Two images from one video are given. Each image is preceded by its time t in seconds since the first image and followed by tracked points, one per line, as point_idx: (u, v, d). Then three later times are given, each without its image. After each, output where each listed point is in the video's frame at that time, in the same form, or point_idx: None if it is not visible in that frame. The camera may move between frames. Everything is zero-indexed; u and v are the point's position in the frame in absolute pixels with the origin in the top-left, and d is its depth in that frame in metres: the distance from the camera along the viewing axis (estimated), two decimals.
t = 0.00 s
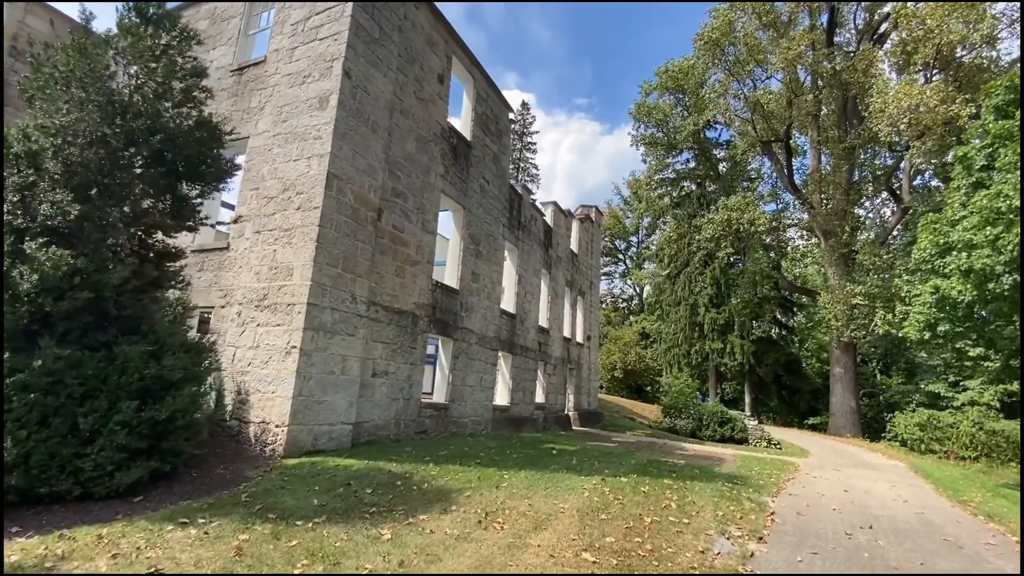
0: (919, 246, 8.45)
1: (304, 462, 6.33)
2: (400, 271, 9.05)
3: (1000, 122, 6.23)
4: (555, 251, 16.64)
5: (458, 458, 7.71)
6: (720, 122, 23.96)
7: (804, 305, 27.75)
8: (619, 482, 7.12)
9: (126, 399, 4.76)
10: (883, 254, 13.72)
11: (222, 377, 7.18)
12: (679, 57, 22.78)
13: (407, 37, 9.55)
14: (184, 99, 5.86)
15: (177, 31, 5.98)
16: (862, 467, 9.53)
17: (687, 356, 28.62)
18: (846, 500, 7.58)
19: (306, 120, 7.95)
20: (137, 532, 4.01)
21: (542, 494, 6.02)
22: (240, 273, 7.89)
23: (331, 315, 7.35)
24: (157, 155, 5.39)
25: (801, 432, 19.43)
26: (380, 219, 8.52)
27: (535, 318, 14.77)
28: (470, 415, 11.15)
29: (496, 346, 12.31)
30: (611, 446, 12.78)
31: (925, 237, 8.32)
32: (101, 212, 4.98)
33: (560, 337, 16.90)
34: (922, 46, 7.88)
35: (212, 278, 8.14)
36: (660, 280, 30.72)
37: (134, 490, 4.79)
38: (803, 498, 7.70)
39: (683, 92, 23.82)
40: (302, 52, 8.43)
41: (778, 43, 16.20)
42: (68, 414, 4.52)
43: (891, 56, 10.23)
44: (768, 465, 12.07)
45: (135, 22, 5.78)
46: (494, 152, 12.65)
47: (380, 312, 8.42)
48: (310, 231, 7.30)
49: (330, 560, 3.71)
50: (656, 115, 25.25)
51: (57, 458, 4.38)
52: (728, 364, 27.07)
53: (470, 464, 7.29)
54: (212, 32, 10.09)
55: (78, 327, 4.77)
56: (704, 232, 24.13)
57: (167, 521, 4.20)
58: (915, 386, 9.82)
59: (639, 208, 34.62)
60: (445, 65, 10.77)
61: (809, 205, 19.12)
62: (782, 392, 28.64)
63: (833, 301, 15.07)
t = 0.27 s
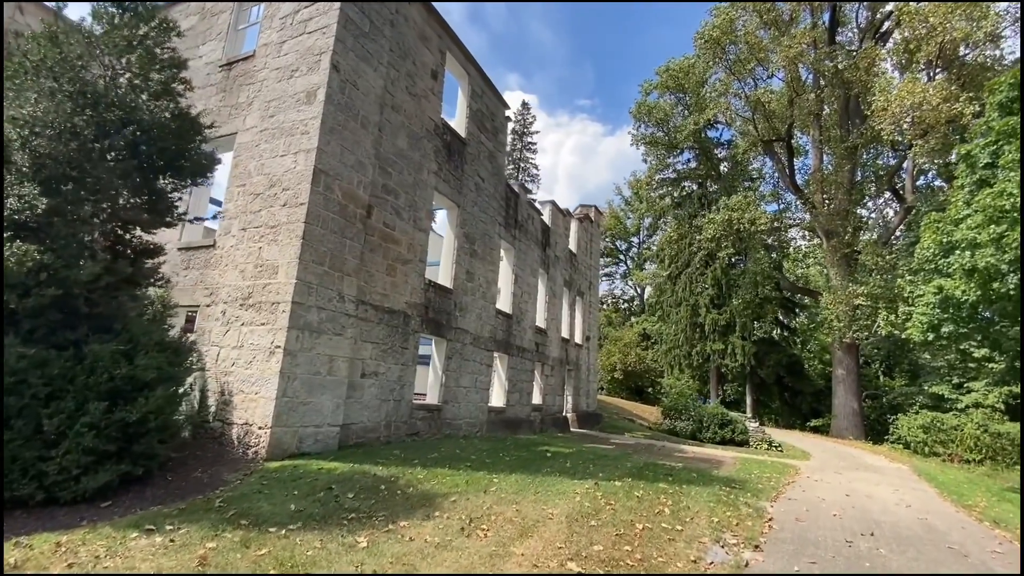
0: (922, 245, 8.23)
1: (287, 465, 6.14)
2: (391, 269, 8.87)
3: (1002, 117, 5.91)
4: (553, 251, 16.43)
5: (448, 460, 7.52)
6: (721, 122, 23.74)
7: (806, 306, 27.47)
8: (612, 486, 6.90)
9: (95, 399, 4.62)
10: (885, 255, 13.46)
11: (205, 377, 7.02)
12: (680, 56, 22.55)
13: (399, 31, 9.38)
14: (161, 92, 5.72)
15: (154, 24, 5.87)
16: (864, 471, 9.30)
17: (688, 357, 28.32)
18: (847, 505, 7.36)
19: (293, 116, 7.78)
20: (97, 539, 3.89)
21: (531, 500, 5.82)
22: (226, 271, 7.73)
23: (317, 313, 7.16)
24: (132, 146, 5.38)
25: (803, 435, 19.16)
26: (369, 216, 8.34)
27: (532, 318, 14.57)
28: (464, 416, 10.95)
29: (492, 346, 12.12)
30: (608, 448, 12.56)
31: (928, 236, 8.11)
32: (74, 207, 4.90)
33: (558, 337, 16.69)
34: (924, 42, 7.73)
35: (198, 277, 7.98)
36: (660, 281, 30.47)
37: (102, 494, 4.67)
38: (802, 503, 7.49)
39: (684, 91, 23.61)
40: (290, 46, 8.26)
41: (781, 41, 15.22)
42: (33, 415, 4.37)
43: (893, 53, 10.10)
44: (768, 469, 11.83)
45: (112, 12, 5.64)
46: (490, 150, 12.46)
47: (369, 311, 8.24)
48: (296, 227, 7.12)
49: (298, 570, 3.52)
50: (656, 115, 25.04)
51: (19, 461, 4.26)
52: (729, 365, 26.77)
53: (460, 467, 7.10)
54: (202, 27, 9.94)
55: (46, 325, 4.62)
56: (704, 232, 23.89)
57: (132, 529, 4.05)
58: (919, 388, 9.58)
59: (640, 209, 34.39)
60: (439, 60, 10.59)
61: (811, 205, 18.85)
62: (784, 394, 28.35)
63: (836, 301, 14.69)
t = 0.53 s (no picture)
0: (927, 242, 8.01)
1: (271, 467, 5.97)
2: (383, 267, 8.69)
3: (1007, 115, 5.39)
4: (552, 250, 16.21)
5: (439, 462, 7.33)
6: (723, 121, 23.56)
7: (810, 306, 27.19)
8: (607, 490, 6.68)
9: (65, 399, 4.46)
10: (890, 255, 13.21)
11: (190, 377, 6.86)
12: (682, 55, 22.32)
13: (392, 25, 9.21)
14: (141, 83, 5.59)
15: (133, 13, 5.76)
16: (869, 474, 9.05)
17: (690, 358, 28.01)
18: (851, 510, 7.12)
19: (282, 110, 7.62)
20: (59, 545, 3.73)
21: (521, 504, 5.62)
22: (213, 269, 7.56)
23: (305, 312, 6.99)
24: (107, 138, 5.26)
25: (807, 437, 18.87)
26: (360, 212, 8.16)
27: (531, 318, 14.36)
28: (459, 417, 10.74)
29: (488, 347, 11.92)
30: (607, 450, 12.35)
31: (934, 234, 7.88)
32: (47, 199, 4.84)
33: (558, 338, 16.47)
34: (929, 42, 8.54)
35: (185, 274, 7.83)
36: (663, 281, 30.25)
37: (72, 497, 4.52)
38: (804, 508, 7.25)
39: (686, 90, 23.43)
40: (280, 39, 8.10)
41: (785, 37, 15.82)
42: None
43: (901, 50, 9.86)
44: (770, 472, 11.58)
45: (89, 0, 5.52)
46: (486, 147, 12.27)
47: (360, 309, 8.06)
48: (283, 223, 6.95)
49: None
50: (658, 114, 24.89)
51: None
52: (732, 367, 26.45)
53: (450, 469, 6.90)
54: (193, 22, 9.80)
55: (15, 321, 4.48)
56: (707, 232, 23.67)
57: (97, 534, 3.88)
58: (924, 389, 9.34)
59: (642, 209, 34.17)
60: (433, 55, 10.41)
61: (815, 204, 18.57)
62: (787, 396, 28.07)
63: (839, 301, 14.32)
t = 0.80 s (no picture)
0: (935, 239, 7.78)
1: (255, 470, 5.79)
2: (376, 265, 8.52)
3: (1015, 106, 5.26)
4: (552, 250, 16.00)
5: (431, 464, 7.15)
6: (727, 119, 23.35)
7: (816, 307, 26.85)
8: (603, 494, 6.48)
9: (35, 398, 4.34)
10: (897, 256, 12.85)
11: (176, 377, 6.70)
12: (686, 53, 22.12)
13: (387, 19, 9.04)
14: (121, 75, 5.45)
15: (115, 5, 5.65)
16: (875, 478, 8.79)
17: (694, 359, 27.68)
18: (857, 516, 6.87)
19: (271, 104, 7.47)
20: (23, 551, 3.57)
21: (512, 509, 5.43)
22: (201, 266, 7.41)
23: (293, 310, 6.82)
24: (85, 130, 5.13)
25: (813, 440, 18.57)
26: (352, 209, 8.00)
27: (530, 319, 14.16)
28: (456, 419, 10.54)
29: (486, 347, 11.73)
30: (608, 452, 12.13)
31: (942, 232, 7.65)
32: (20, 193, 4.70)
33: (558, 338, 16.25)
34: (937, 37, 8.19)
35: (174, 273, 7.68)
36: (667, 282, 30.01)
37: (44, 501, 4.38)
38: (808, 513, 7.01)
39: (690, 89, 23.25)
40: (271, 32, 7.95)
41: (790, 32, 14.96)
42: None
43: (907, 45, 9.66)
44: (774, 475, 11.33)
45: None
46: (485, 144, 12.09)
47: (352, 308, 7.90)
48: (271, 220, 6.79)
49: None
50: (661, 112, 24.70)
51: None
52: (737, 368, 26.12)
53: (442, 472, 6.72)
54: (186, 17, 9.68)
55: None
56: (711, 232, 23.41)
57: (63, 539, 3.73)
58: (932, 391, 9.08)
59: (646, 209, 33.94)
60: (430, 51, 10.25)
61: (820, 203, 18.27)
62: (792, 397, 27.71)
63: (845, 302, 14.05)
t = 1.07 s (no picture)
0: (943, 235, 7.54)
1: (241, 472, 5.64)
2: (370, 263, 8.36)
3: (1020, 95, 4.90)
4: (554, 249, 15.79)
5: (425, 466, 6.97)
6: (732, 118, 23.10)
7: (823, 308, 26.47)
8: (599, 498, 6.28)
9: (7, 398, 4.24)
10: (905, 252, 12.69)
11: (163, 376, 6.58)
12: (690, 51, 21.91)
13: (382, 14, 8.90)
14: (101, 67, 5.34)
15: None
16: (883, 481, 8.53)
17: (699, 360, 27.38)
18: (864, 521, 6.63)
19: (262, 99, 7.34)
20: None
21: (503, 513, 5.24)
22: (191, 264, 7.28)
23: (282, 309, 6.67)
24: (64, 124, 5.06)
25: (820, 441, 18.25)
26: (346, 206, 7.85)
27: (531, 319, 13.97)
28: (454, 420, 10.37)
29: (485, 347, 11.55)
30: (609, 454, 11.92)
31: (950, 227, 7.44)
32: None
33: (560, 339, 16.05)
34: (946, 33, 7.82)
35: (165, 271, 7.57)
36: (671, 282, 29.74)
37: (17, 503, 4.27)
38: (814, 518, 6.76)
39: (695, 87, 23.03)
40: (263, 27, 7.83)
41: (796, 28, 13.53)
42: None
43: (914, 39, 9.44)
44: (779, 478, 11.07)
45: None
46: (484, 142, 11.92)
47: (345, 307, 7.75)
48: (260, 216, 6.65)
49: None
50: (665, 111, 24.48)
51: None
52: (743, 369, 25.79)
53: (434, 474, 6.54)
54: (180, 14, 9.63)
55: None
56: (716, 231, 23.13)
57: (28, 545, 3.61)
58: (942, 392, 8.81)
59: (651, 209, 33.67)
60: (427, 46, 10.10)
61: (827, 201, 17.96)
62: (799, 399, 27.32)
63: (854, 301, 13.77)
